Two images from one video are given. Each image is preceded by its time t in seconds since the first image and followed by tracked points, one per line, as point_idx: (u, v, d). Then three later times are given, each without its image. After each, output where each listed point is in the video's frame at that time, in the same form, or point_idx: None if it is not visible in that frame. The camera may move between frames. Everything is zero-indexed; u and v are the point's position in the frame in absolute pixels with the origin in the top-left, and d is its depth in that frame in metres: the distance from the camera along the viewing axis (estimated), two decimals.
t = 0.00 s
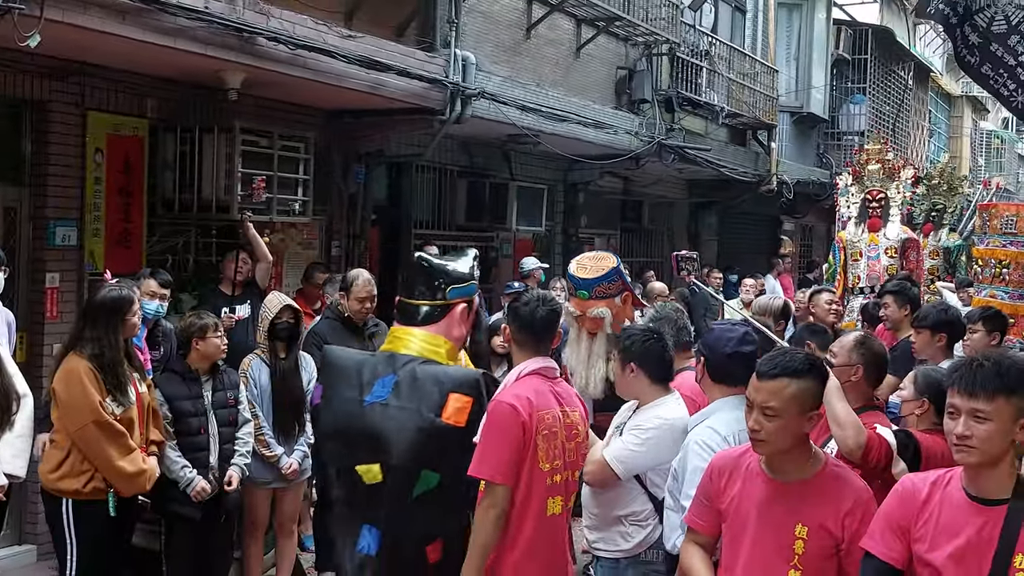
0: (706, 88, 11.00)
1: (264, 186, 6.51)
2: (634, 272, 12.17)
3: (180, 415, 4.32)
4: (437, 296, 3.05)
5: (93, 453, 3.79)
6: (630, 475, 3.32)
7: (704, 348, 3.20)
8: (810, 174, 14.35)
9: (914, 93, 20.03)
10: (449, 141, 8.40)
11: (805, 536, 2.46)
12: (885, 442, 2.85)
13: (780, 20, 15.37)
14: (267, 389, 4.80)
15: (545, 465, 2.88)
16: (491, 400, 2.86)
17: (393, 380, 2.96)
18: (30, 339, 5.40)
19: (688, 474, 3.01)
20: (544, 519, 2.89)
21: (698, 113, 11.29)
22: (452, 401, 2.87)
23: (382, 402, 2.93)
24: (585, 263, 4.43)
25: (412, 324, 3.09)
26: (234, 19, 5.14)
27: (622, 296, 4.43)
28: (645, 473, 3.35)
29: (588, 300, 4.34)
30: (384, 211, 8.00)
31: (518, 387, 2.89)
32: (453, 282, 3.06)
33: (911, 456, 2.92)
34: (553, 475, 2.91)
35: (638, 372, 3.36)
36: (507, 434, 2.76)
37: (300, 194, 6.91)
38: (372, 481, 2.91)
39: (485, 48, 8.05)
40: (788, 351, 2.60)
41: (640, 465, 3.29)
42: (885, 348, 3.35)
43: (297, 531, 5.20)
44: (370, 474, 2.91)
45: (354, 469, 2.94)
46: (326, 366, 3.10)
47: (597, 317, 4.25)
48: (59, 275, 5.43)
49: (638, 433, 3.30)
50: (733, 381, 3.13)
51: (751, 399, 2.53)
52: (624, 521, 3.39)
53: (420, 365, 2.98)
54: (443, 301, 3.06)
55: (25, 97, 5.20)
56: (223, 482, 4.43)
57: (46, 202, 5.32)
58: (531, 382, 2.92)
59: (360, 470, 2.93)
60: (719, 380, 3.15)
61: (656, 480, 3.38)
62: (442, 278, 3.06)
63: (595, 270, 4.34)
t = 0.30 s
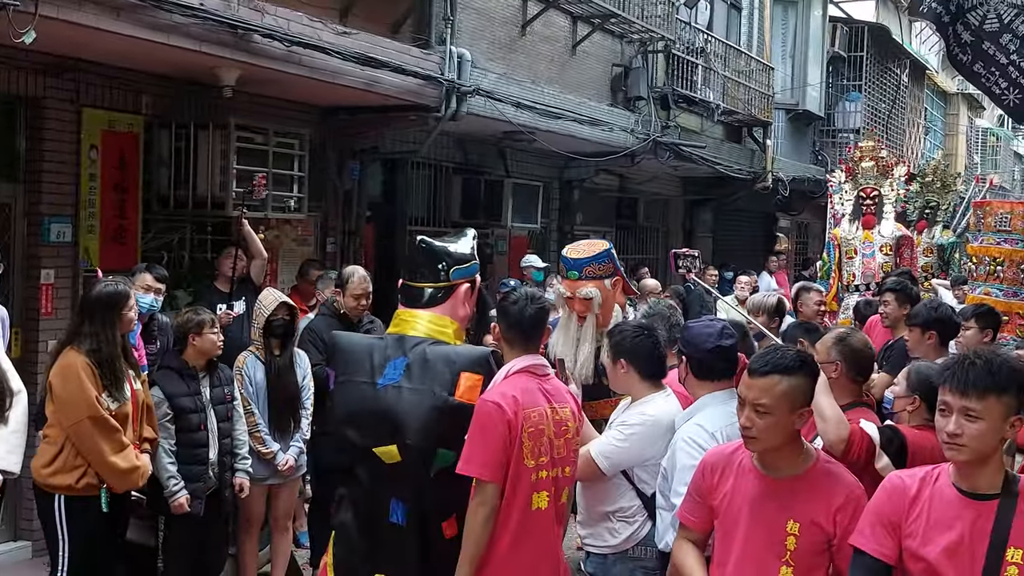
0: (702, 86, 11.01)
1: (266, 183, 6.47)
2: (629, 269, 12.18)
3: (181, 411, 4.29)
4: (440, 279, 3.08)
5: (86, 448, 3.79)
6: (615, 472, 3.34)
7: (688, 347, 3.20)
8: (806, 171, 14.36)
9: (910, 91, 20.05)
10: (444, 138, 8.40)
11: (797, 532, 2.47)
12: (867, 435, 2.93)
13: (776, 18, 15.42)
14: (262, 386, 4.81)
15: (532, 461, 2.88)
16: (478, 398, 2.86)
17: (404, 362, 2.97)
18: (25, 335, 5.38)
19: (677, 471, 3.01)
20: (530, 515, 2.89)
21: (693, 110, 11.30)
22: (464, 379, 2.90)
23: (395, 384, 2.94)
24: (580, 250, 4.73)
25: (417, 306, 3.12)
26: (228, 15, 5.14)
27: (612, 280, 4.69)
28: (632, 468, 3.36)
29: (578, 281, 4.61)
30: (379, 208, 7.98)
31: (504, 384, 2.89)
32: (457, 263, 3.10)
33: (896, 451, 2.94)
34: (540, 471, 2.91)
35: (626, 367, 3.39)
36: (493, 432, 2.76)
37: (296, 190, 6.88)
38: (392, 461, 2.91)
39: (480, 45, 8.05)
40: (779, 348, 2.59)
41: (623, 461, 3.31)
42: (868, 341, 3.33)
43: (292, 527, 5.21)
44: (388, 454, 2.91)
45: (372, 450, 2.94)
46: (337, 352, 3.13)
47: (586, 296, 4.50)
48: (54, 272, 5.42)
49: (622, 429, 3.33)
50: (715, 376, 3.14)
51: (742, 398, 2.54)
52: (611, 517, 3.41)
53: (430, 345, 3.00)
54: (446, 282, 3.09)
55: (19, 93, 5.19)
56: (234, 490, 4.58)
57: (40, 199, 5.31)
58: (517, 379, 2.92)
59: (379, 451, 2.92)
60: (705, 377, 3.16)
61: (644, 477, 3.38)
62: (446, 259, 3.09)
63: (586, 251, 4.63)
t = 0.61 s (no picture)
0: (696, 83, 11.01)
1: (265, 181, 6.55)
2: (623, 267, 12.18)
3: (176, 408, 4.28)
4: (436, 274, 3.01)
5: (78, 443, 3.77)
6: (594, 468, 3.37)
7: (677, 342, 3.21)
8: (800, 169, 14.38)
9: (904, 89, 20.08)
10: (438, 136, 8.40)
11: (788, 529, 2.46)
12: (849, 429, 2.92)
13: (771, 15, 15.43)
14: (255, 384, 4.79)
15: (512, 457, 2.86)
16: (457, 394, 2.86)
17: (436, 360, 2.90)
18: (16, 333, 5.36)
19: (664, 467, 3.03)
20: (512, 510, 2.87)
21: (687, 107, 11.29)
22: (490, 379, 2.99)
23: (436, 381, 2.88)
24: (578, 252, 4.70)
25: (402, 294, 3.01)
26: (221, 12, 5.12)
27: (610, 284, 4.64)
28: (611, 465, 3.38)
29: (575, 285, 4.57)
30: (373, 205, 7.99)
31: (483, 380, 2.88)
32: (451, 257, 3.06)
33: (878, 446, 2.95)
34: (522, 467, 2.89)
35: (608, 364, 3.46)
36: (472, 428, 2.75)
37: (289, 187, 6.86)
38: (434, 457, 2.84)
39: (474, 42, 8.04)
40: (769, 346, 2.59)
41: (598, 457, 3.33)
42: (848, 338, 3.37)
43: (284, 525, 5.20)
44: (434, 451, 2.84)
45: (416, 447, 2.82)
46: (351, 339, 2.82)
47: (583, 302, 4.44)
48: (45, 270, 5.40)
49: (598, 426, 3.35)
50: (703, 372, 3.14)
51: (731, 396, 2.52)
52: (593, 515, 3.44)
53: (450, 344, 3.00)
54: (430, 278, 3.01)
55: (10, 90, 5.16)
56: (225, 489, 4.54)
57: (31, 196, 5.29)
58: (496, 375, 2.91)
59: (426, 448, 2.83)
60: (696, 375, 3.16)
61: (624, 474, 3.39)
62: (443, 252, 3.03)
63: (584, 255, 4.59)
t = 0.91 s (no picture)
0: (695, 81, 11.02)
1: (271, 180, 6.52)
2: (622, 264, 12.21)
3: (174, 404, 4.29)
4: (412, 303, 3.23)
5: (79, 436, 3.78)
6: (579, 464, 3.41)
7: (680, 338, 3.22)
8: (799, 166, 14.40)
9: (903, 86, 20.10)
10: (437, 133, 8.42)
11: (789, 526, 2.48)
12: (846, 425, 2.93)
13: (770, 13, 15.44)
14: (254, 380, 4.78)
15: (491, 450, 2.89)
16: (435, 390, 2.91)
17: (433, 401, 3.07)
18: (15, 329, 5.36)
19: (661, 464, 3.03)
20: (491, 504, 2.91)
21: (686, 105, 11.30)
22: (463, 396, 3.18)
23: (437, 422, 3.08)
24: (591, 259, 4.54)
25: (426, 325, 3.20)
26: (221, 9, 5.12)
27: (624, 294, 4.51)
28: (599, 461, 3.41)
29: (589, 298, 4.42)
30: (372, 202, 8.09)
31: (460, 376, 2.93)
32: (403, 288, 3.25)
33: (875, 441, 2.96)
34: (500, 460, 2.93)
35: (598, 361, 3.48)
36: (451, 423, 2.80)
37: (288, 184, 6.85)
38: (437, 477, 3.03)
39: (473, 40, 8.04)
40: (767, 343, 2.60)
41: (583, 455, 3.39)
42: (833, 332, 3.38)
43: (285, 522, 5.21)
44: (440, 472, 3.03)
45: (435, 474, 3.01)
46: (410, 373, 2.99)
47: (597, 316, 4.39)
48: (45, 266, 5.40)
49: (582, 423, 3.40)
50: (708, 370, 3.15)
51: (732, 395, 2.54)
52: (583, 512, 3.47)
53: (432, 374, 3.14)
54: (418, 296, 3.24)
55: (10, 87, 5.16)
56: (226, 485, 4.51)
57: (32, 192, 5.29)
58: (473, 370, 2.95)
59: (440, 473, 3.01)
60: (697, 372, 3.17)
61: (612, 470, 3.41)
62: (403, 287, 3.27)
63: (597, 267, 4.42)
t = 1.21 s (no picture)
0: (690, 79, 11.01)
1: (266, 177, 6.50)
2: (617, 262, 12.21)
3: (165, 402, 4.27)
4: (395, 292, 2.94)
5: (71, 434, 3.76)
6: (574, 463, 3.40)
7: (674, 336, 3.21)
8: (794, 165, 14.43)
9: (898, 86, 20.15)
10: (433, 131, 8.40)
11: (789, 524, 2.48)
12: (843, 421, 2.92)
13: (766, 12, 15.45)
14: (250, 378, 4.75)
15: (458, 448, 2.77)
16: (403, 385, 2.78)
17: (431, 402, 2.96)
18: (8, 326, 5.33)
19: (657, 463, 3.03)
20: (459, 504, 2.79)
21: (682, 103, 11.30)
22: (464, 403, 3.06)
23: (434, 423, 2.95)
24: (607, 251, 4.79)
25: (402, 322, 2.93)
26: (216, 5, 5.09)
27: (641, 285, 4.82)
28: (595, 459, 3.41)
29: (608, 288, 4.76)
30: (368, 199, 8.06)
31: (429, 370, 2.80)
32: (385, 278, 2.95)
33: (873, 437, 2.96)
34: (469, 459, 2.80)
35: (592, 359, 3.48)
36: (416, 419, 2.68)
37: (284, 181, 6.81)
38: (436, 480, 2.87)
39: (470, 37, 8.02)
40: (767, 343, 2.57)
41: (579, 454, 3.38)
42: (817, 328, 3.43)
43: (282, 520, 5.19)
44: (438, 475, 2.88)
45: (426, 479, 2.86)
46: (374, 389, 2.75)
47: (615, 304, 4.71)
48: (38, 263, 5.36)
49: (578, 421, 3.39)
50: (704, 368, 3.15)
51: (740, 399, 2.50)
52: (579, 511, 3.48)
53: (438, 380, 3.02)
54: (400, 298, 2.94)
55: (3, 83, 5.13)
56: (220, 483, 4.50)
57: (25, 189, 5.26)
58: (443, 365, 2.83)
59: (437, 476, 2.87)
60: (693, 370, 3.16)
61: (608, 469, 3.41)
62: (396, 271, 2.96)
63: (617, 259, 4.71)
